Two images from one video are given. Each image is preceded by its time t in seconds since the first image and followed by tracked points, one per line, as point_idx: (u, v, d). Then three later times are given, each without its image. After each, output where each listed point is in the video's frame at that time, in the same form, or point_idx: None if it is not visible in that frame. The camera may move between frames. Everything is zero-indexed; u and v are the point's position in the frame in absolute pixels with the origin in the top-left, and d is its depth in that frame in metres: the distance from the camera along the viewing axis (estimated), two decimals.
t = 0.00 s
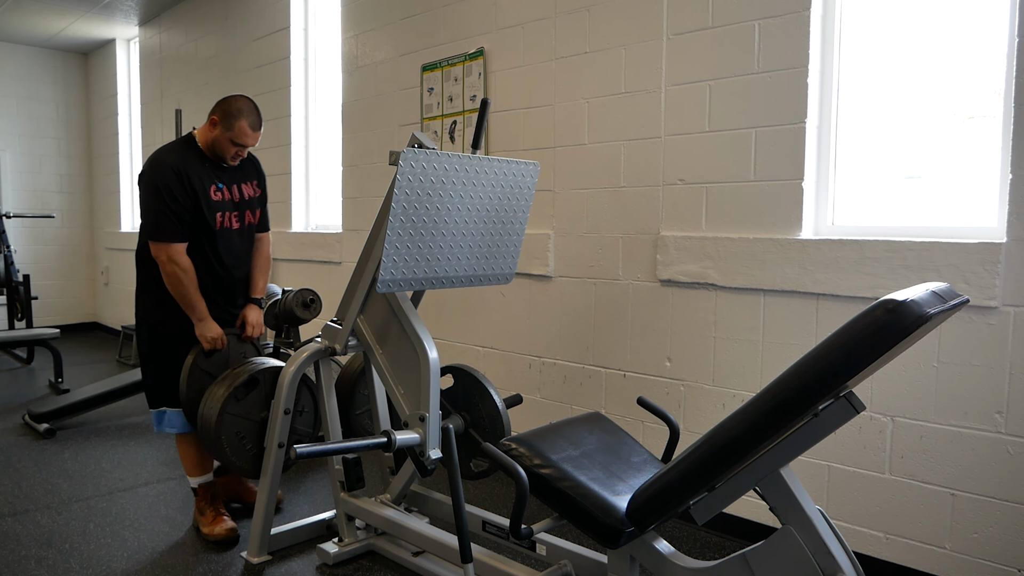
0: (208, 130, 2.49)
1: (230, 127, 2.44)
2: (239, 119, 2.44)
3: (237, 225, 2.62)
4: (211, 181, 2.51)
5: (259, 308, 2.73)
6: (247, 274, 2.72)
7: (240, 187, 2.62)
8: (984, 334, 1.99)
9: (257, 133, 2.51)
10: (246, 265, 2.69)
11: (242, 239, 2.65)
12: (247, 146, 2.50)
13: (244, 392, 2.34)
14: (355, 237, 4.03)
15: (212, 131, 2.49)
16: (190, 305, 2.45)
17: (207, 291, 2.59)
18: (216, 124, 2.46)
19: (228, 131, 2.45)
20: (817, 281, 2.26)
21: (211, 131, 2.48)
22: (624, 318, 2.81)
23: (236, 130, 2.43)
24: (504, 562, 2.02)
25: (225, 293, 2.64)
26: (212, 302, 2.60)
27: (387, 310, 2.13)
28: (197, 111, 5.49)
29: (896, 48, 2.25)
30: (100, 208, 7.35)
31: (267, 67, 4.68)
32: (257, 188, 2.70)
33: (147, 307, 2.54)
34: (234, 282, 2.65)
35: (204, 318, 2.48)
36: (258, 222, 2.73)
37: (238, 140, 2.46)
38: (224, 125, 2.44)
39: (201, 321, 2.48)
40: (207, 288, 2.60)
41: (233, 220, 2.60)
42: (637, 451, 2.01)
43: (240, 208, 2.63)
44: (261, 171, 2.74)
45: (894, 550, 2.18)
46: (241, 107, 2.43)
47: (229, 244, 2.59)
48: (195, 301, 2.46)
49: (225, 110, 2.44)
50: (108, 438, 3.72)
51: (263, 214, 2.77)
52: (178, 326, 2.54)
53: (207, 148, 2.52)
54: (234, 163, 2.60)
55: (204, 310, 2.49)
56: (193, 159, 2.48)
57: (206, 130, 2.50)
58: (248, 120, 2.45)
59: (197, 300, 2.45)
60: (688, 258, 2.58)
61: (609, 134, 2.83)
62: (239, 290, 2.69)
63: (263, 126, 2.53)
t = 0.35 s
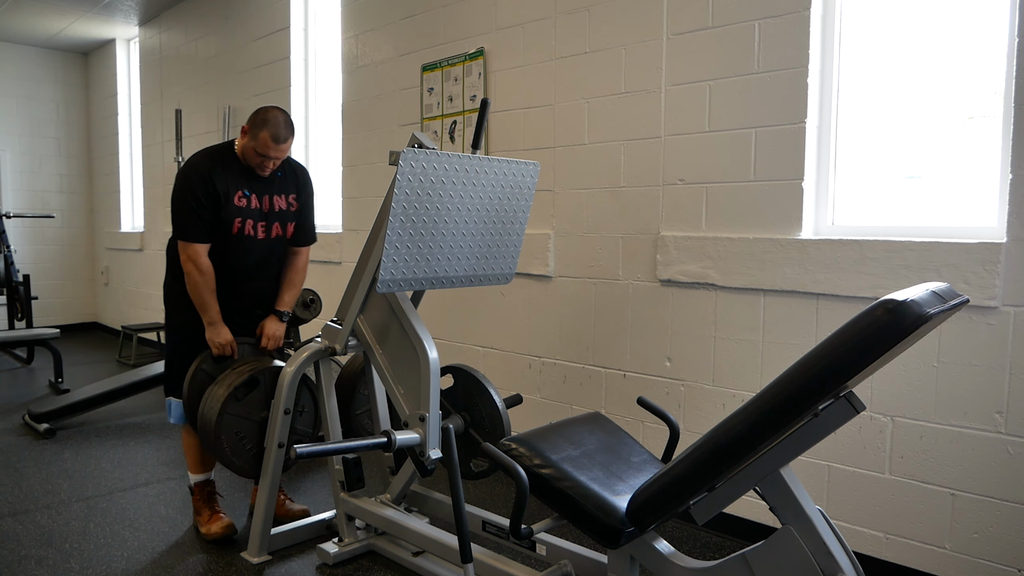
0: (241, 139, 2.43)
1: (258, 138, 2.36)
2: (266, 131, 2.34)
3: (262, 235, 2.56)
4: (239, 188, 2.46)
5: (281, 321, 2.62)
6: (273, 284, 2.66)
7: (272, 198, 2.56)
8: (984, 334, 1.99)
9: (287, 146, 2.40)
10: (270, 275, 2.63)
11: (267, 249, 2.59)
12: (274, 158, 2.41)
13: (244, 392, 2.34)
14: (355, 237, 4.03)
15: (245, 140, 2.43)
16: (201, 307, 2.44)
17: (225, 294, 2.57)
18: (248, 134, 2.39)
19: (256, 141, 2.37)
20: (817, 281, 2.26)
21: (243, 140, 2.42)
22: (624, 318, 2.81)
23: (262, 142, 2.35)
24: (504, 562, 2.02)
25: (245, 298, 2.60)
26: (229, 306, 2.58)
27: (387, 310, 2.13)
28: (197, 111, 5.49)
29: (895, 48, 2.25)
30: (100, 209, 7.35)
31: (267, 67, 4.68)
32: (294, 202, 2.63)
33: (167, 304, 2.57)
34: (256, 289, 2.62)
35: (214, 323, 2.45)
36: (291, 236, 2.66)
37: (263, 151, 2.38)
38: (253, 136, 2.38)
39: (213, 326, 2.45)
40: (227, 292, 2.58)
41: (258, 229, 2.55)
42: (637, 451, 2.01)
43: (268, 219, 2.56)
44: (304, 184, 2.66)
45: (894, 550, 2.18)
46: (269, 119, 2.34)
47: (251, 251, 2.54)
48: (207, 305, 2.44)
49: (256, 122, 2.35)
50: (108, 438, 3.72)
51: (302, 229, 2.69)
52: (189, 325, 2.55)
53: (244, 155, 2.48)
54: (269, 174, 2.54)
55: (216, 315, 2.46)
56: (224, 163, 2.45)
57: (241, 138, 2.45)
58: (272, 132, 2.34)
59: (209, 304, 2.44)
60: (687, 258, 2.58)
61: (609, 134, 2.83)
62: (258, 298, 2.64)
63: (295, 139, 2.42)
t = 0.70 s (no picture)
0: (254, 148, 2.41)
1: (268, 151, 2.33)
2: (277, 144, 2.31)
3: (269, 246, 2.55)
4: (250, 200, 2.43)
5: (289, 336, 2.62)
6: (280, 294, 2.65)
7: (282, 211, 2.53)
8: (984, 334, 1.99)
9: (297, 160, 2.37)
10: (277, 285, 2.62)
11: (274, 260, 2.58)
12: (284, 171, 2.39)
13: (244, 392, 2.34)
14: (355, 237, 4.03)
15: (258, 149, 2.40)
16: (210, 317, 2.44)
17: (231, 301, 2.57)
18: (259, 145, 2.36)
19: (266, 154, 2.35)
20: (817, 281, 2.26)
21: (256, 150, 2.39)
22: (624, 318, 2.81)
23: (272, 155, 2.32)
24: (504, 562, 2.02)
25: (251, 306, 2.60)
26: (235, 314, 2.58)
27: (387, 310, 2.13)
28: (197, 111, 5.50)
29: (895, 47, 2.25)
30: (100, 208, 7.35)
31: (267, 67, 4.68)
32: (304, 214, 2.61)
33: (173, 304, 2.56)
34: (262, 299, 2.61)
35: (223, 333, 2.46)
36: (298, 247, 2.63)
37: (274, 165, 2.36)
38: (264, 148, 2.35)
39: (221, 339, 2.46)
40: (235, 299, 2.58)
41: (266, 241, 2.53)
42: (637, 451, 2.01)
43: (276, 231, 2.54)
44: (314, 196, 2.63)
45: (894, 550, 2.18)
46: (279, 131, 2.30)
47: (257, 262, 2.53)
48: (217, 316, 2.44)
49: (268, 134, 2.33)
50: (108, 438, 3.72)
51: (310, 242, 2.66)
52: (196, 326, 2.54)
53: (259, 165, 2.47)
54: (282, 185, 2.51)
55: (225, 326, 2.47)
56: (237, 172, 2.42)
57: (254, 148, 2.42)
58: (282, 146, 2.30)
59: (219, 315, 2.44)
60: (687, 258, 2.58)
61: (609, 134, 2.83)
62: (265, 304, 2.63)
63: (306, 152, 2.38)
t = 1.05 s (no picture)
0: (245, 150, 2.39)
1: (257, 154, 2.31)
2: (266, 147, 2.28)
3: (267, 249, 2.54)
4: (246, 204, 2.42)
5: (292, 334, 2.65)
6: (278, 295, 2.65)
7: (279, 213, 2.52)
8: (984, 334, 1.99)
9: (288, 162, 2.34)
10: (275, 287, 2.62)
11: (272, 263, 2.57)
12: (277, 174, 2.36)
13: (244, 392, 2.33)
14: (355, 237, 4.03)
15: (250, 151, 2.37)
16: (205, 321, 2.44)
17: (228, 304, 2.57)
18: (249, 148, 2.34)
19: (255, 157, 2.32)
20: (817, 281, 2.26)
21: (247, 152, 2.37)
22: (625, 318, 2.81)
23: (259, 159, 2.30)
24: (504, 562, 2.02)
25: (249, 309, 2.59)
26: (232, 317, 2.57)
27: (387, 310, 2.13)
28: (197, 111, 5.50)
29: (895, 47, 2.25)
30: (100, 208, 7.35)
31: (267, 67, 4.68)
32: (301, 215, 2.60)
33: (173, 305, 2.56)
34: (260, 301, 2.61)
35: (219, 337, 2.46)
36: (297, 248, 2.63)
37: (264, 168, 2.33)
38: (254, 150, 2.32)
39: (221, 341, 2.46)
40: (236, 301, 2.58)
41: (263, 244, 2.52)
42: (637, 451, 2.01)
43: (274, 234, 2.54)
44: (312, 196, 2.62)
45: (894, 550, 2.18)
46: (266, 135, 2.27)
47: (254, 266, 2.53)
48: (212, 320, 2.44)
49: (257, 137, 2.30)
50: (108, 437, 3.72)
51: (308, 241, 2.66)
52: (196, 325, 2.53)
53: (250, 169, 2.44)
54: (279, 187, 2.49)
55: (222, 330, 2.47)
56: (233, 175, 2.40)
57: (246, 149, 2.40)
58: (270, 147, 2.28)
59: (215, 319, 2.44)
60: (687, 258, 2.58)
61: (609, 134, 2.83)
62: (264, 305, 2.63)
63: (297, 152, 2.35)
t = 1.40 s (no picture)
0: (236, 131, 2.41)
1: (249, 127, 2.33)
2: (257, 118, 2.31)
3: (266, 233, 2.51)
4: (234, 185, 2.43)
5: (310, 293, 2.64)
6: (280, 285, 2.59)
7: (273, 195, 2.52)
8: (984, 334, 1.99)
9: (281, 131, 2.36)
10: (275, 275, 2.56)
11: (270, 249, 2.53)
12: (272, 144, 2.36)
13: (244, 392, 2.34)
14: (355, 237, 4.03)
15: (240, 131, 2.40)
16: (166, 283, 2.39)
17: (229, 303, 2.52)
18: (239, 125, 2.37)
19: (247, 131, 2.34)
20: (816, 281, 2.26)
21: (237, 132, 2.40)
22: (625, 318, 2.81)
23: (252, 131, 2.31)
24: (504, 562, 2.02)
25: (243, 302, 2.53)
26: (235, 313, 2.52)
27: (387, 310, 2.13)
28: (197, 111, 5.50)
29: (894, 48, 2.25)
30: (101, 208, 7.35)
31: (267, 67, 4.68)
32: (295, 198, 2.59)
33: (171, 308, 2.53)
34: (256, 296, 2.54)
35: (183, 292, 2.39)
36: (295, 233, 2.61)
37: (257, 140, 2.34)
38: (245, 125, 2.34)
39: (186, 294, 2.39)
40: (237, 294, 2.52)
41: (261, 228, 2.50)
42: (637, 451, 2.01)
43: (271, 216, 2.52)
44: (304, 180, 2.64)
45: (894, 550, 2.18)
46: (257, 107, 2.30)
47: (252, 251, 2.49)
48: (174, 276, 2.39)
49: (247, 111, 2.33)
50: (108, 438, 3.72)
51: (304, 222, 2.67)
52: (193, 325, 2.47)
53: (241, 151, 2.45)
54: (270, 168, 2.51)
55: (186, 284, 2.41)
56: (224, 162, 2.43)
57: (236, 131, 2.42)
58: (263, 117, 2.30)
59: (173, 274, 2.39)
60: (687, 258, 2.58)
61: (609, 134, 2.83)
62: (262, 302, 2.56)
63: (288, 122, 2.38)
